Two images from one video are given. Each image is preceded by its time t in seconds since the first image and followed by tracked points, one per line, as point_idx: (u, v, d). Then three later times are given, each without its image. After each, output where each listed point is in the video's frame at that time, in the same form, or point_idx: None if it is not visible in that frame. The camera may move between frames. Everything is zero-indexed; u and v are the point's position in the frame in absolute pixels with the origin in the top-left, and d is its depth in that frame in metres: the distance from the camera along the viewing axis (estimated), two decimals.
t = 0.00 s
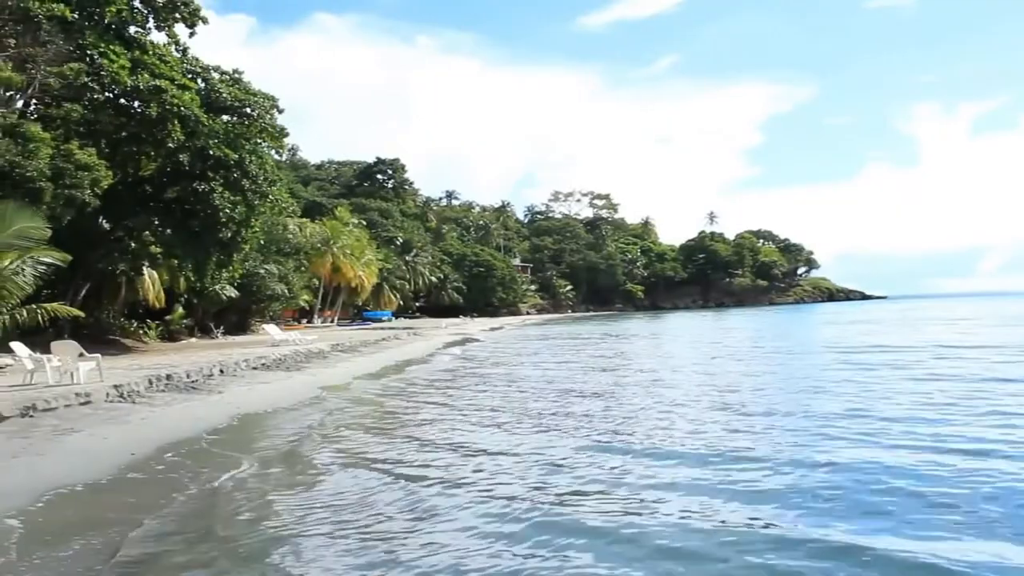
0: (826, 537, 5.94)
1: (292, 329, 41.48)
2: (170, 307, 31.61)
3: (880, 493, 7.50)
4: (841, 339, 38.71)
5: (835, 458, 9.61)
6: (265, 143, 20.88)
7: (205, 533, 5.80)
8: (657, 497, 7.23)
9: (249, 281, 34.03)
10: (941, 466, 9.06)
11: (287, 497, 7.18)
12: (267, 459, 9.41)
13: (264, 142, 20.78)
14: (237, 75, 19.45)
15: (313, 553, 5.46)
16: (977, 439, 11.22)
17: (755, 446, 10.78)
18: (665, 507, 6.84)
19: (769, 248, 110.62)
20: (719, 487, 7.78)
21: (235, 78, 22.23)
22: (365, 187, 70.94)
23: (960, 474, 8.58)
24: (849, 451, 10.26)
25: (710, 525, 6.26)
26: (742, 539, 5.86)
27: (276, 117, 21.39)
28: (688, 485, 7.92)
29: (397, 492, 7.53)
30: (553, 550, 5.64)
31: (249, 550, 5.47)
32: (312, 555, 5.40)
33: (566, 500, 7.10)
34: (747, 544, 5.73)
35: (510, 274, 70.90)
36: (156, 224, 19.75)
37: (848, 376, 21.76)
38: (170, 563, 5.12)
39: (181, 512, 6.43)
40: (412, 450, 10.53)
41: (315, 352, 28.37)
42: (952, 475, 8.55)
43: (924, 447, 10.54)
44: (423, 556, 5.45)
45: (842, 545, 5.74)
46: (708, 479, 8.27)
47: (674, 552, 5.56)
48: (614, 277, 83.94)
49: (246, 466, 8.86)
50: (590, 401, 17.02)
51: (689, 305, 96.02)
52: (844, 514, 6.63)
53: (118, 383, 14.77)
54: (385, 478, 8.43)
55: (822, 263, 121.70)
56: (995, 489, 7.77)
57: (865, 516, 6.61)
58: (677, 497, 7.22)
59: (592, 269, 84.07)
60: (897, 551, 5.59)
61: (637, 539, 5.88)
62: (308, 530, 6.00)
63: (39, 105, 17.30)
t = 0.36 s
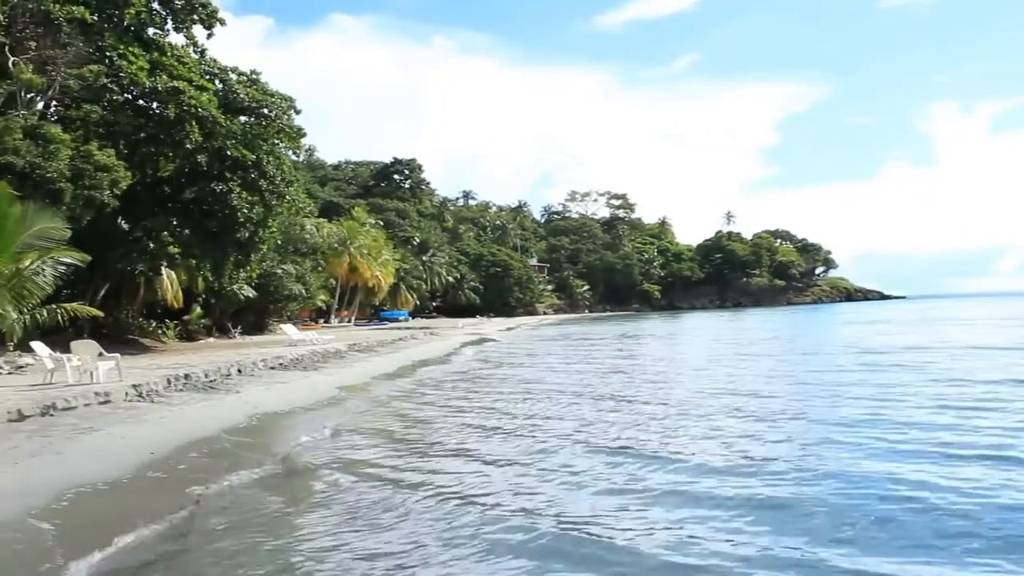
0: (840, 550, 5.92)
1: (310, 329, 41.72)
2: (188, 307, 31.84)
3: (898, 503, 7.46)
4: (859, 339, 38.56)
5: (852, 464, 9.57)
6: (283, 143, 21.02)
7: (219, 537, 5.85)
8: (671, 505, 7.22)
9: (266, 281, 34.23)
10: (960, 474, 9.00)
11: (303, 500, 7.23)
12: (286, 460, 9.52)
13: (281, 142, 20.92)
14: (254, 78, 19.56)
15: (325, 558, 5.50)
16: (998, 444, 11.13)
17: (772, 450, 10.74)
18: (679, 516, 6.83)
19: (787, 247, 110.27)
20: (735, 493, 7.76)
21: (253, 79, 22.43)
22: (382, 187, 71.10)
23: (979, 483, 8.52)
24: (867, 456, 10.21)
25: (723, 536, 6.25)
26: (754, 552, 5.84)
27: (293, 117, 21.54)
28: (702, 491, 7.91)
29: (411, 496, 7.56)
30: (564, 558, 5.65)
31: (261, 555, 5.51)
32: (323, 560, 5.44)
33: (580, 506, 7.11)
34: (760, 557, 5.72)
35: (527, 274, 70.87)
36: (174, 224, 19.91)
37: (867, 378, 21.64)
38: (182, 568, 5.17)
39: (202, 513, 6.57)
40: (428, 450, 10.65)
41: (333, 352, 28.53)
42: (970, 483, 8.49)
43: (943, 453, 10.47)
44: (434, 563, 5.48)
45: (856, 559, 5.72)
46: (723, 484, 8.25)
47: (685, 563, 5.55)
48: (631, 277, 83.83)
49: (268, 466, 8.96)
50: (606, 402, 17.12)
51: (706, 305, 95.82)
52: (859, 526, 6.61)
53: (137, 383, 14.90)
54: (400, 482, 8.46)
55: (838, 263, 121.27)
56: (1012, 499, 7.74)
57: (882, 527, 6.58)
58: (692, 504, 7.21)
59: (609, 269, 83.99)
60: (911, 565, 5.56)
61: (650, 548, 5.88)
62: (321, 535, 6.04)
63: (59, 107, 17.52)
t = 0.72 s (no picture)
0: (861, 546, 5.92)
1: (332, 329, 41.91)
2: (211, 307, 32.06)
3: (920, 500, 7.44)
4: (882, 339, 38.37)
5: (875, 462, 9.55)
6: (305, 144, 21.14)
7: (242, 534, 5.93)
8: (693, 502, 7.22)
9: (289, 281, 34.42)
10: (984, 471, 8.96)
11: (325, 498, 7.28)
12: (308, 459, 9.59)
13: (303, 143, 21.04)
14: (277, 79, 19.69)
15: (346, 556, 5.55)
16: (1023, 445, 11.05)
17: (793, 449, 10.73)
18: (700, 514, 6.85)
19: (810, 246, 109.78)
20: (757, 491, 7.76)
21: (275, 80, 22.59)
22: (404, 188, 71.27)
23: (1004, 480, 8.48)
24: (890, 455, 10.17)
25: (747, 532, 6.25)
26: (777, 549, 5.86)
27: (315, 117, 21.66)
28: (725, 490, 7.89)
29: (433, 493, 7.62)
30: (586, 555, 5.70)
31: (282, 552, 5.58)
32: (344, 557, 5.50)
33: (600, 504, 7.12)
34: (782, 555, 5.73)
35: (549, 274, 70.90)
36: (197, 225, 20.04)
37: (890, 378, 21.53)
38: (204, 565, 5.24)
39: (225, 511, 6.66)
40: (449, 449, 10.72)
41: (355, 352, 28.65)
42: (996, 481, 8.45)
43: (964, 452, 10.43)
44: (455, 560, 5.52)
45: (877, 557, 5.72)
46: (744, 483, 8.25)
47: (707, 559, 5.56)
48: (653, 277, 83.66)
49: (290, 466, 9.05)
50: (627, 401, 17.14)
51: (729, 304, 95.50)
52: (880, 522, 6.62)
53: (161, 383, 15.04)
54: (421, 480, 8.51)
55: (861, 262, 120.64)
56: None
57: (905, 525, 6.56)
58: (713, 502, 7.22)
59: (631, 269, 83.84)
60: (935, 564, 5.56)
61: (671, 546, 5.89)
62: (343, 532, 6.09)
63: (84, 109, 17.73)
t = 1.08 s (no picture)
0: (880, 549, 5.93)
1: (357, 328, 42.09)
2: (236, 307, 32.28)
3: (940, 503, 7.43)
4: (909, 339, 38.09)
5: (899, 463, 9.56)
6: (330, 144, 21.23)
7: (267, 532, 6.02)
8: (719, 502, 7.25)
9: (314, 281, 34.60)
10: (1009, 472, 8.95)
11: (351, 497, 7.36)
12: (333, 458, 9.66)
13: (328, 143, 21.13)
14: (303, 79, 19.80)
15: (374, 554, 5.62)
16: None
17: (818, 449, 10.73)
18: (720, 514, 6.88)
19: (836, 246, 109.12)
20: (783, 491, 7.78)
21: (299, 81, 22.75)
22: (428, 188, 71.45)
23: None
24: (914, 457, 10.14)
25: (775, 533, 6.28)
26: (805, 550, 5.87)
27: (340, 118, 21.77)
28: (750, 490, 7.91)
29: (456, 493, 7.67)
30: (613, 556, 5.73)
31: (304, 550, 5.65)
32: (366, 555, 5.57)
33: (626, 503, 7.17)
34: (812, 556, 5.74)
35: (573, 274, 70.83)
36: (223, 225, 20.10)
37: (916, 378, 21.45)
38: (235, 561, 5.34)
39: (250, 508, 6.75)
40: (473, 449, 10.77)
41: (379, 351, 28.76)
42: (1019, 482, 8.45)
43: (989, 453, 10.38)
44: (474, 558, 5.58)
45: (901, 558, 5.75)
46: (766, 484, 8.27)
47: (735, 560, 5.58)
48: (677, 277, 83.44)
49: (315, 464, 9.12)
50: (650, 401, 17.14)
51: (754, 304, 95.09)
52: (900, 524, 6.62)
53: (188, 381, 15.19)
54: (447, 479, 8.59)
55: (887, 262, 119.84)
56: None
57: (934, 528, 6.57)
58: (734, 503, 7.25)
59: (655, 269, 83.65)
60: (966, 568, 5.56)
61: (700, 546, 5.92)
62: (370, 531, 6.16)
63: (112, 111, 17.97)
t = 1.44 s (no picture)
0: (888, 552, 6.01)
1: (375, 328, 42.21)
2: (255, 306, 32.46)
3: (950, 505, 7.48)
4: (929, 338, 37.90)
5: (913, 464, 9.59)
6: (348, 144, 21.35)
7: (282, 532, 6.12)
8: (732, 505, 7.31)
9: (332, 280, 34.74)
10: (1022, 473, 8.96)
11: (368, 497, 7.47)
12: (350, 457, 9.76)
13: (346, 143, 21.25)
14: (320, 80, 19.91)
15: (389, 555, 5.72)
16: None
17: (833, 450, 10.77)
18: (730, 517, 6.95)
19: (855, 244, 108.58)
20: (796, 494, 7.84)
21: (317, 80, 22.88)
22: (446, 187, 71.57)
23: None
24: (929, 458, 10.16)
25: (785, 536, 6.35)
26: (817, 555, 5.91)
27: (358, 117, 21.88)
28: (764, 493, 7.95)
29: (470, 494, 7.76)
30: (625, 560, 5.78)
31: (318, 551, 5.76)
32: (380, 557, 5.67)
33: (639, 506, 7.25)
34: (825, 561, 5.77)
35: (592, 273, 70.78)
36: (242, 225, 20.29)
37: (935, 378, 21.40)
38: (252, 560, 5.46)
39: (267, 508, 6.87)
40: (488, 449, 10.85)
41: (397, 350, 28.87)
42: None
43: (1005, 454, 10.39)
44: (486, 561, 5.67)
45: (909, 561, 5.82)
46: (778, 486, 8.32)
47: (745, 564, 5.65)
48: (696, 276, 83.21)
49: (331, 464, 9.23)
50: (666, 401, 17.19)
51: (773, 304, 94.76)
52: (909, 526, 6.68)
53: (207, 380, 15.33)
54: (463, 479, 8.68)
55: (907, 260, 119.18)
56: None
57: (943, 530, 6.62)
58: (746, 505, 7.32)
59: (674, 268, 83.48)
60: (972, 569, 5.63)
61: (709, 549, 6.01)
62: (385, 533, 6.25)
63: (132, 112, 18.15)
